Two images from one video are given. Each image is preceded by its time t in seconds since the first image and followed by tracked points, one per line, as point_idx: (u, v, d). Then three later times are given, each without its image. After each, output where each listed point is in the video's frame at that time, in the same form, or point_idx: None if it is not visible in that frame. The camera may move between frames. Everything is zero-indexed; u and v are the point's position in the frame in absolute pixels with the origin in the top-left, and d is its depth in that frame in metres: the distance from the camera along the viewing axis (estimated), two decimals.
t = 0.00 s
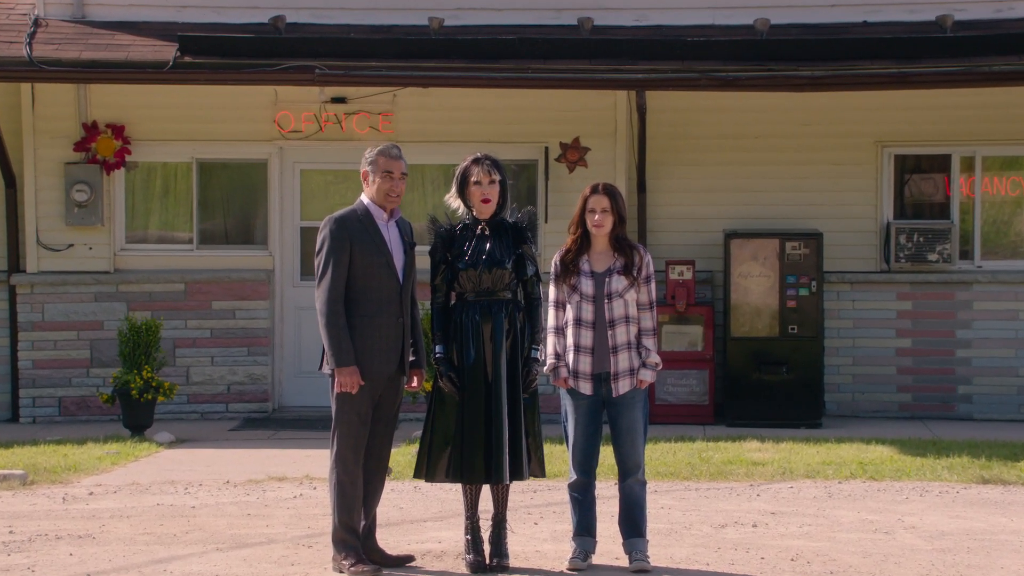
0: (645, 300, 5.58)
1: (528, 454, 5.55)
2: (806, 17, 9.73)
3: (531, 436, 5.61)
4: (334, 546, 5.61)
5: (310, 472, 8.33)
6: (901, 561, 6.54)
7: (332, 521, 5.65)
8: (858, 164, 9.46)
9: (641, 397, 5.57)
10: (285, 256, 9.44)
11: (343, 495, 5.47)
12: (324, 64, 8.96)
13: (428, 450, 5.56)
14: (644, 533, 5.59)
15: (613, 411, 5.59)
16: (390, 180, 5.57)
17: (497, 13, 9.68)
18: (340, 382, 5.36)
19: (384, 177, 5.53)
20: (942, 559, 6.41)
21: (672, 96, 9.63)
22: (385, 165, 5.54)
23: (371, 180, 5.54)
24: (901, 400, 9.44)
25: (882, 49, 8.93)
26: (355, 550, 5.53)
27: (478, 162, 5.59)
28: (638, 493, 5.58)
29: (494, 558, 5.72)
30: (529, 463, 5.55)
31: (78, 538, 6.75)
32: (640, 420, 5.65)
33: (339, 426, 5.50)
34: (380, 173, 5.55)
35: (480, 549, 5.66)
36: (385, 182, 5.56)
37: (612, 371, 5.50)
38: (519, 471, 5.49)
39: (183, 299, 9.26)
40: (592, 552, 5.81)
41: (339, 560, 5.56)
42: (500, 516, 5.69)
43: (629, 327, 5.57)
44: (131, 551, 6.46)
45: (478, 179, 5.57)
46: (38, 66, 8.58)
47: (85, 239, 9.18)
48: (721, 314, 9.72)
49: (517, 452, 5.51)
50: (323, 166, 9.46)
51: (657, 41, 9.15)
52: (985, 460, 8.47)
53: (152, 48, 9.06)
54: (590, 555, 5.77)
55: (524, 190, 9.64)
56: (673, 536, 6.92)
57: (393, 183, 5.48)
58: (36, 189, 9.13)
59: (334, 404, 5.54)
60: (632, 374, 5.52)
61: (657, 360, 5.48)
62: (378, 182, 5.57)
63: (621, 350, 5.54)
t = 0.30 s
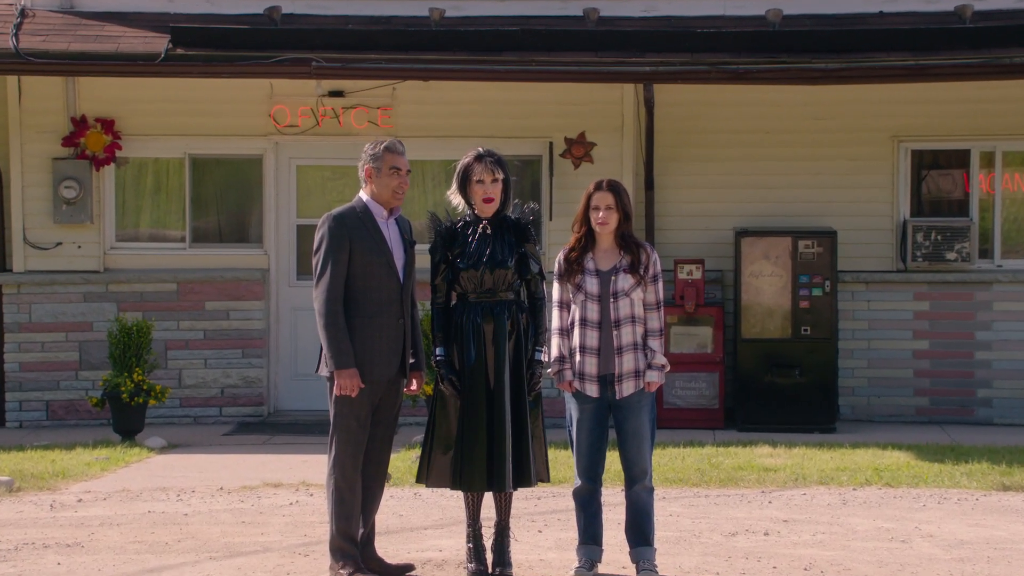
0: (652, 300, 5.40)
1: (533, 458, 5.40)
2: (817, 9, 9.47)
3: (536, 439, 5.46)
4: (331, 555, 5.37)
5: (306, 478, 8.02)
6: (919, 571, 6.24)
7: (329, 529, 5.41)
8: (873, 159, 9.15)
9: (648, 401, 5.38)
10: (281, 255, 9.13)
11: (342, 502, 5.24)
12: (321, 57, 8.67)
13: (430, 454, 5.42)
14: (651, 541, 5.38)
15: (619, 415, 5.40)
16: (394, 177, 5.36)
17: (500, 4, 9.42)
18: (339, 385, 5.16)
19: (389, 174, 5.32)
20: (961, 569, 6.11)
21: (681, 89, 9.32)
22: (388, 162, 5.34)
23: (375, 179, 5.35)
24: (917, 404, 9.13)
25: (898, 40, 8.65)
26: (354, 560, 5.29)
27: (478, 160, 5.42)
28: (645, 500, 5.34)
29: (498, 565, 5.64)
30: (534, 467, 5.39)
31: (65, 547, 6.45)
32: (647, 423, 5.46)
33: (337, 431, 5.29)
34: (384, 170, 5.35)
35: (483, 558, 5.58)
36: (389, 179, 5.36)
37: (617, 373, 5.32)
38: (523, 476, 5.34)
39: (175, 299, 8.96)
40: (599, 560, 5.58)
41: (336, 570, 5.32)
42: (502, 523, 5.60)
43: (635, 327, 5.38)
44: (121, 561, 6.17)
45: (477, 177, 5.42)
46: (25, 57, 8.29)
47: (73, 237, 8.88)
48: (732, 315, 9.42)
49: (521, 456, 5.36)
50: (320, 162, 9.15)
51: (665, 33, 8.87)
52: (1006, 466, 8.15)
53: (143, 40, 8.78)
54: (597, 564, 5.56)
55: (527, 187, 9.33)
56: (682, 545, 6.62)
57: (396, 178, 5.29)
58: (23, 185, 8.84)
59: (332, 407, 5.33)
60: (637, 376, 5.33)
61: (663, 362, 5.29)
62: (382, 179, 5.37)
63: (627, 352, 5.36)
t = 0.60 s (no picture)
0: (657, 300, 5.20)
1: (534, 464, 5.20)
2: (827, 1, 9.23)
3: (537, 444, 5.25)
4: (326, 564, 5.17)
5: (302, 484, 7.77)
6: None
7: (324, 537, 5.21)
8: (886, 155, 8.90)
9: (653, 404, 5.19)
10: (275, 254, 8.88)
11: (338, 507, 5.05)
12: (317, 50, 8.42)
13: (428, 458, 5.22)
14: (656, 550, 5.17)
15: (623, 419, 5.21)
16: (394, 174, 5.19)
17: None
18: (337, 388, 4.98)
19: (389, 171, 5.16)
20: None
21: (687, 83, 9.07)
22: (388, 158, 5.17)
23: (373, 175, 5.17)
24: (931, 408, 8.87)
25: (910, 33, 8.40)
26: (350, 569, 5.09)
27: (478, 157, 5.19)
28: (650, 507, 5.14)
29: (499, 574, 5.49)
30: (535, 473, 5.20)
31: (53, 555, 6.19)
32: (652, 427, 5.26)
33: (333, 434, 5.10)
34: (384, 166, 5.18)
35: (483, 568, 5.44)
36: (389, 176, 5.20)
37: (620, 375, 5.13)
38: (523, 482, 5.14)
39: (166, 300, 8.71)
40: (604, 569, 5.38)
41: None
42: (503, 531, 5.43)
43: (639, 328, 5.18)
44: (111, 569, 5.93)
45: (477, 174, 5.19)
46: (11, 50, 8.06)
47: (61, 236, 8.64)
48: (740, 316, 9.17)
49: (522, 462, 5.16)
50: (315, 158, 8.90)
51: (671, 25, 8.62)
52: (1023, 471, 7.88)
53: (133, 32, 8.56)
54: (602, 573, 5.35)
55: (529, 184, 9.06)
56: (689, 553, 6.36)
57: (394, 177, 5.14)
58: (10, 182, 8.60)
59: (329, 411, 5.14)
60: (642, 379, 5.14)
61: (668, 363, 5.09)
62: (381, 176, 5.20)
63: (630, 353, 5.17)
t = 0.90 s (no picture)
0: (663, 301, 5.02)
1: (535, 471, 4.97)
2: None
3: (539, 450, 5.03)
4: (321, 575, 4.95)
5: (296, 490, 7.52)
6: None
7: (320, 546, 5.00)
8: (898, 152, 8.65)
9: (660, 408, 4.98)
10: (269, 253, 8.63)
11: (335, 515, 4.85)
12: (312, 43, 8.16)
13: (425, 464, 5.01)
14: (663, 559, 4.96)
15: (628, 423, 5.00)
16: (391, 170, 5.02)
17: None
18: (332, 390, 4.79)
19: (388, 168, 4.98)
20: None
21: (693, 78, 8.82)
22: (387, 154, 4.98)
23: (370, 172, 4.98)
24: (944, 412, 8.62)
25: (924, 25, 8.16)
26: None
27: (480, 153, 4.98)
28: (657, 514, 4.96)
29: None
30: (536, 480, 4.98)
31: (39, 563, 5.94)
32: (658, 432, 5.06)
33: (330, 440, 4.91)
34: (381, 163, 5.00)
35: None
36: (386, 173, 5.02)
37: (627, 379, 4.93)
38: (524, 490, 4.92)
39: (157, 300, 8.46)
40: None
41: None
42: (504, 538, 5.19)
43: (646, 330, 4.99)
44: None
45: (477, 171, 4.99)
46: None
47: (49, 235, 8.40)
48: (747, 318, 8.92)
49: (523, 469, 4.94)
50: (310, 154, 8.65)
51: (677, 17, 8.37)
52: None
53: (123, 25, 8.32)
54: None
55: (529, 181, 8.80)
56: (695, 561, 6.11)
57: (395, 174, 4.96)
58: None
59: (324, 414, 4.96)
60: (649, 382, 4.94)
61: (676, 366, 4.90)
62: (378, 172, 5.01)
63: (637, 356, 4.98)
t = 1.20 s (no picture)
0: (666, 301, 4.89)
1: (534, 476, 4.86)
2: None
3: (538, 455, 4.92)
4: None
5: (290, 496, 7.28)
6: None
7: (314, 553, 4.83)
8: (909, 148, 8.40)
9: (664, 411, 4.87)
10: (262, 252, 8.39)
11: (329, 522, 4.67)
12: (305, 36, 7.92)
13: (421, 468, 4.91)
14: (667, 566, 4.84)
15: (632, 427, 4.88)
16: (385, 167, 4.82)
17: None
18: (326, 394, 4.59)
19: (382, 166, 4.78)
20: None
21: (699, 71, 8.58)
22: (380, 151, 4.77)
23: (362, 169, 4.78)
24: (957, 415, 8.39)
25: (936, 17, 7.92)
26: None
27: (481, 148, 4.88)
28: (661, 520, 4.84)
29: None
30: (535, 485, 4.87)
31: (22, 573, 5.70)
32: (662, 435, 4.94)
33: (324, 444, 4.72)
34: (374, 160, 4.79)
35: None
36: (379, 169, 4.82)
37: (630, 381, 4.81)
38: (523, 495, 4.80)
39: (147, 301, 8.22)
40: None
41: None
42: (503, 545, 5.08)
43: (649, 331, 4.87)
44: None
45: (477, 168, 4.89)
46: None
47: (35, 233, 8.16)
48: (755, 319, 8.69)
49: (521, 474, 4.82)
50: (304, 151, 8.41)
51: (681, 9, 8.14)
52: None
53: (111, 17, 8.09)
54: None
55: (530, 178, 8.56)
56: (701, 570, 5.87)
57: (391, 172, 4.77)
58: None
59: (317, 418, 4.77)
60: (653, 385, 4.83)
61: (681, 367, 4.78)
62: (371, 169, 4.81)
63: (640, 358, 4.86)
